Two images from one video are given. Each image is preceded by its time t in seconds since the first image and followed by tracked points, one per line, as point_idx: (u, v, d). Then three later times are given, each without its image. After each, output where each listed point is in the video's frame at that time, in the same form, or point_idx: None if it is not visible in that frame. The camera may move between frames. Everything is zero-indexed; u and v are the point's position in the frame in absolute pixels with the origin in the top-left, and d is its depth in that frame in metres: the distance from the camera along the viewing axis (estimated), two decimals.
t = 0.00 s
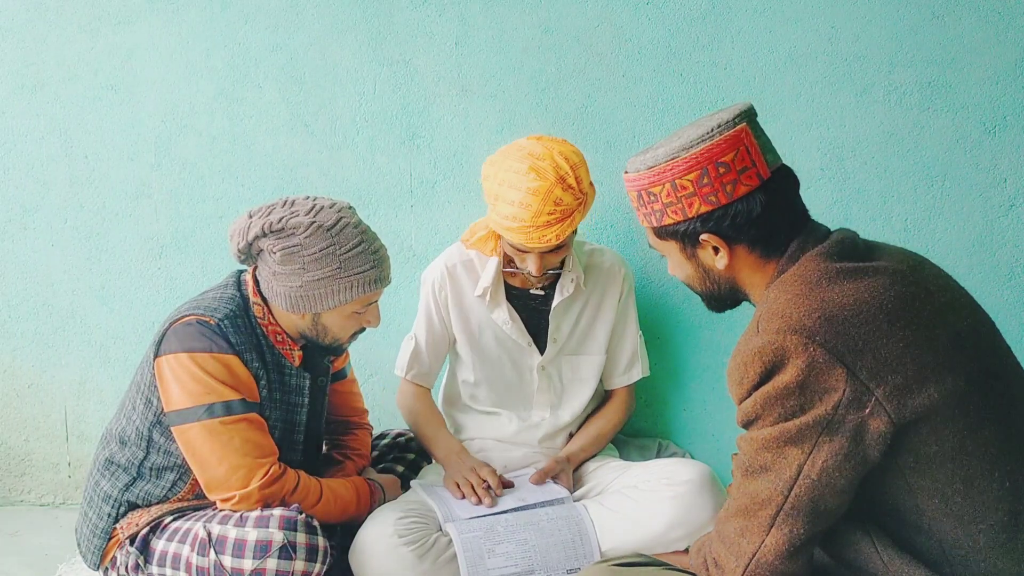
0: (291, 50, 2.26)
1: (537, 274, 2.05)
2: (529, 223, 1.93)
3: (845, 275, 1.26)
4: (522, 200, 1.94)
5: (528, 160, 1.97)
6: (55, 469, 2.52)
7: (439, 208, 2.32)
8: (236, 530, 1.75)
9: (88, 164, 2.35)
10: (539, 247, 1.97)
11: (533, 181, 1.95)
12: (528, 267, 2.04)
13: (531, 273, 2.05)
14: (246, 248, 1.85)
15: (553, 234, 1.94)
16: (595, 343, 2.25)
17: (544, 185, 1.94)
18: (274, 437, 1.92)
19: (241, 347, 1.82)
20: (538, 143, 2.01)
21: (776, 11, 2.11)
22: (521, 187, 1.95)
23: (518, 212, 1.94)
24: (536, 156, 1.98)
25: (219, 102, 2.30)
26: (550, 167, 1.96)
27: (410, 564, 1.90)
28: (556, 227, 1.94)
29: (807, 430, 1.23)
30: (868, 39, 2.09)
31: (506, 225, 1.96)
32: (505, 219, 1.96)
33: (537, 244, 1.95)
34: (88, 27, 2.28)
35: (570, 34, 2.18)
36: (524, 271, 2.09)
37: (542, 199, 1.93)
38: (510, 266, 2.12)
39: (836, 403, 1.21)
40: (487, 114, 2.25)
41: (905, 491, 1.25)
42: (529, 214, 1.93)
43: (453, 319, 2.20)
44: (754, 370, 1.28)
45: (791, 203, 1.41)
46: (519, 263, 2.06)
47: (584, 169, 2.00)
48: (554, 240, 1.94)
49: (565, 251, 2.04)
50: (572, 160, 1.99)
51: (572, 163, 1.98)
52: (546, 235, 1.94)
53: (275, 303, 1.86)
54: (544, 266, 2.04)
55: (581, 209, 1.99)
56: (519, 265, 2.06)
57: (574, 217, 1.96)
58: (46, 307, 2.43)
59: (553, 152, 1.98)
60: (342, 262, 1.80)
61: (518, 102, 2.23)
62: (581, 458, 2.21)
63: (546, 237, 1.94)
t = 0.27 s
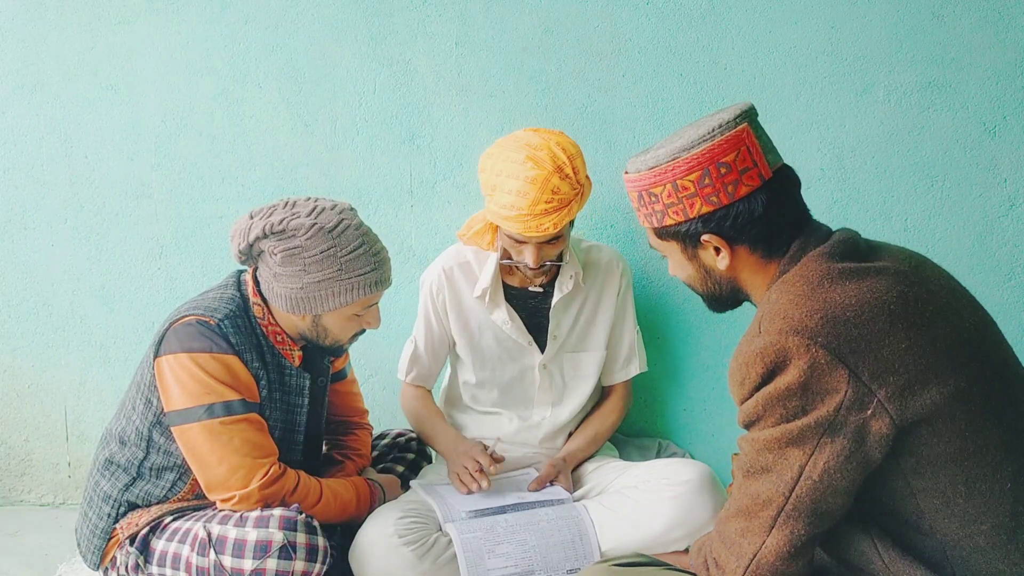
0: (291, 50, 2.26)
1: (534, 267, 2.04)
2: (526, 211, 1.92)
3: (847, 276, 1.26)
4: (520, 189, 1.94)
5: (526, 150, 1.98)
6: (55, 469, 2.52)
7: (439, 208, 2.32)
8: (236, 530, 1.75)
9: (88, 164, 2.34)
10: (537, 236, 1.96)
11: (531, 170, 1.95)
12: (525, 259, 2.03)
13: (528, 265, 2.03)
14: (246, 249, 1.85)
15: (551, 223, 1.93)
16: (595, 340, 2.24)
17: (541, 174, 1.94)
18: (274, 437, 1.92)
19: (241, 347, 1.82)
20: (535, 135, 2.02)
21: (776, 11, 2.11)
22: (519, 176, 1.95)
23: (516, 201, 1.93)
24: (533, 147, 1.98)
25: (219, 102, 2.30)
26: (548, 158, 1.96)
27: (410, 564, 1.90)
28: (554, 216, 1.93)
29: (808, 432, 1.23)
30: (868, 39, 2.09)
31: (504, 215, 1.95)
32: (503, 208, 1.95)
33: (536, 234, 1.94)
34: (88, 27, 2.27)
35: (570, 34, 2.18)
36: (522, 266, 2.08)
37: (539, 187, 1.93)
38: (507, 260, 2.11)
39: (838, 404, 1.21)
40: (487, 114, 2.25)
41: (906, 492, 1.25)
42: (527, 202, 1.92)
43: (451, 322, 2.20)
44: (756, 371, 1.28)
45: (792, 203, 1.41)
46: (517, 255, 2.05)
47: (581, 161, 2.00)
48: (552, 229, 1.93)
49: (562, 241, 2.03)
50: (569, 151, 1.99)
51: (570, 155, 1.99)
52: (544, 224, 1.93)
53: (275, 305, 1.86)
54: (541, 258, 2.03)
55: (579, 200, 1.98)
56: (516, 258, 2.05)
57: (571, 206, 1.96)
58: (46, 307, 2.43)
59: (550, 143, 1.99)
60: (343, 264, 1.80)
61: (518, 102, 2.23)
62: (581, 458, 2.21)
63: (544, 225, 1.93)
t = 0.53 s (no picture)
0: (291, 50, 2.26)
1: (532, 271, 2.06)
2: (523, 215, 1.92)
3: (847, 276, 1.26)
4: (516, 193, 1.94)
5: (521, 154, 1.98)
6: (55, 469, 2.52)
7: (439, 208, 2.32)
8: (236, 530, 1.75)
9: (88, 164, 2.35)
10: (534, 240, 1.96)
11: (526, 174, 1.95)
12: (524, 263, 2.03)
13: (526, 270, 2.04)
14: (246, 248, 1.85)
15: (548, 226, 1.93)
16: (594, 341, 2.24)
17: (537, 177, 1.94)
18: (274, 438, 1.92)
19: (241, 347, 1.82)
20: (530, 139, 2.02)
21: (777, 11, 2.11)
22: (514, 181, 1.95)
23: (512, 206, 1.93)
24: (529, 151, 1.98)
25: (219, 102, 2.30)
26: (543, 162, 1.97)
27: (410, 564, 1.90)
28: (550, 220, 1.93)
29: (808, 432, 1.23)
30: (868, 40, 2.09)
31: (501, 220, 1.95)
32: (499, 212, 1.95)
33: (533, 238, 1.95)
34: (88, 27, 2.27)
35: (570, 34, 2.18)
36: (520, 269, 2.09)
37: (535, 192, 1.93)
38: (506, 263, 2.12)
39: (838, 404, 1.21)
40: (487, 115, 2.25)
41: (906, 493, 1.25)
42: (523, 206, 1.93)
43: (450, 323, 2.20)
44: (755, 371, 1.27)
45: (790, 203, 1.41)
46: (515, 260, 2.05)
47: (577, 164, 2.01)
48: (549, 233, 1.93)
49: (560, 246, 2.03)
50: (565, 155, 1.99)
51: (566, 158, 1.99)
52: (541, 227, 1.93)
53: (275, 304, 1.85)
54: (538, 263, 2.04)
55: (575, 203, 1.98)
56: (514, 263, 2.06)
57: (568, 210, 1.96)
58: (46, 307, 2.43)
59: (546, 147, 1.99)
60: (342, 264, 1.80)
61: (518, 102, 2.23)
62: (582, 458, 2.22)
63: (541, 229, 1.93)
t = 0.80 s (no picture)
0: (291, 50, 2.26)
1: (532, 270, 2.05)
2: (524, 214, 1.92)
3: (846, 276, 1.26)
4: (517, 192, 1.94)
5: (523, 153, 1.98)
6: (55, 469, 2.52)
7: (439, 208, 2.32)
8: (236, 530, 1.75)
9: (88, 164, 2.35)
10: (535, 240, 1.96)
11: (528, 173, 1.95)
12: (524, 262, 2.03)
13: (527, 269, 2.04)
14: (249, 252, 1.85)
15: (549, 226, 1.93)
16: (595, 341, 2.24)
17: (539, 176, 1.94)
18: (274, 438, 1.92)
19: (240, 347, 1.82)
20: (532, 138, 2.02)
21: (777, 11, 2.11)
22: (516, 179, 1.95)
23: (513, 206, 1.93)
24: (531, 149, 1.98)
25: (218, 102, 2.30)
26: (545, 160, 1.97)
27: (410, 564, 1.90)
28: (551, 219, 1.93)
29: (808, 432, 1.23)
30: (868, 40, 2.09)
31: (502, 219, 1.95)
32: (500, 211, 1.95)
33: (534, 238, 1.95)
34: (88, 27, 2.27)
35: (570, 34, 2.18)
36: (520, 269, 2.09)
37: (537, 190, 1.93)
38: (506, 264, 2.11)
39: (838, 404, 1.21)
40: (487, 115, 2.25)
41: (905, 493, 1.25)
42: (524, 205, 1.93)
43: (451, 323, 2.20)
44: (755, 371, 1.27)
45: (791, 203, 1.41)
46: (515, 259, 2.05)
47: (578, 164, 2.01)
48: (550, 232, 1.94)
49: (560, 245, 2.03)
50: (567, 154, 1.99)
51: (568, 158, 1.99)
52: (542, 227, 1.93)
53: (275, 309, 1.85)
54: (540, 262, 2.04)
55: (576, 203, 1.98)
56: (515, 263, 2.06)
57: (569, 209, 1.96)
58: (46, 307, 2.43)
59: (548, 146, 1.99)
60: (343, 275, 1.80)
61: (518, 102, 2.23)
62: (582, 457, 2.22)
63: (542, 229, 1.93)
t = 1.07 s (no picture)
0: (291, 50, 2.26)
1: (535, 271, 2.06)
2: (528, 217, 1.93)
3: (846, 276, 1.26)
4: (522, 194, 1.94)
5: (528, 155, 1.98)
6: (55, 469, 2.52)
7: (439, 208, 2.32)
8: (236, 530, 1.75)
9: (88, 164, 2.34)
10: (539, 242, 1.96)
11: (532, 176, 1.95)
12: (527, 263, 2.04)
13: (529, 270, 2.05)
14: (256, 257, 1.84)
15: (553, 229, 1.94)
16: (595, 341, 2.24)
17: (543, 179, 1.94)
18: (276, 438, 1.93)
19: (243, 347, 1.83)
20: (537, 139, 2.02)
21: (777, 11, 2.11)
22: (520, 181, 1.95)
23: (518, 207, 1.94)
24: (535, 151, 1.98)
25: (218, 102, 2.30)
26: (550, 162, 1.97)
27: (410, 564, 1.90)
28: (556, 222, 1.94)
29: (808, 431, 1.23)
30: (868, 40, 2.09)
31: (506, 221, 1.96)
32: (504, 213, 1.95)
33: (538, 240, 1.95)
34: (88, 27, 2.27)
35: (570, 34, 2.18)
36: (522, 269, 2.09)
37: (541, 193, 1.93)
38: (507, 264, 2.12)
39: (838, 403, 1.21)
40: (487, 115, 2.25)
41: (905, 492, 1.25)
42: (528, 207, 1.93)
43: (451, 323, 2.20)
44: (755, 370, 1.27)
45: (792, 203, 1.41)
46: (518, 259, 2.06)
47: (583, 166, 2.01)
48: (554, 235, 1.94)
49: (564, 247, 2.04)
50: (571, 156, 1.99)
51: (573, 160, 1.99)
52: (546, 229, 1.93)
53: (280, 314, 1.85)
54: (542, 263, 2.04)
55: (580, 205, 1.99)
56: (518, 263, 2.06)
57: (573, 211, 1.96)
58: (46, 307, 2.43)
59: (552, 147, 1.99)
60: (349, 285, 1.80)
61: (518, 102, 2.23)
62: (582, 457, 2.22)
63: (547, 231, 1.93)
